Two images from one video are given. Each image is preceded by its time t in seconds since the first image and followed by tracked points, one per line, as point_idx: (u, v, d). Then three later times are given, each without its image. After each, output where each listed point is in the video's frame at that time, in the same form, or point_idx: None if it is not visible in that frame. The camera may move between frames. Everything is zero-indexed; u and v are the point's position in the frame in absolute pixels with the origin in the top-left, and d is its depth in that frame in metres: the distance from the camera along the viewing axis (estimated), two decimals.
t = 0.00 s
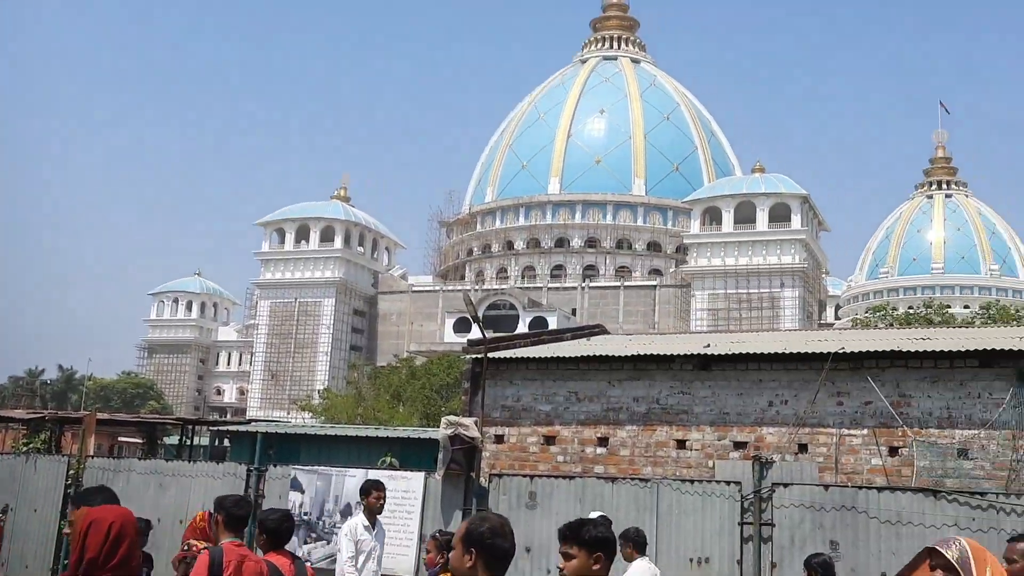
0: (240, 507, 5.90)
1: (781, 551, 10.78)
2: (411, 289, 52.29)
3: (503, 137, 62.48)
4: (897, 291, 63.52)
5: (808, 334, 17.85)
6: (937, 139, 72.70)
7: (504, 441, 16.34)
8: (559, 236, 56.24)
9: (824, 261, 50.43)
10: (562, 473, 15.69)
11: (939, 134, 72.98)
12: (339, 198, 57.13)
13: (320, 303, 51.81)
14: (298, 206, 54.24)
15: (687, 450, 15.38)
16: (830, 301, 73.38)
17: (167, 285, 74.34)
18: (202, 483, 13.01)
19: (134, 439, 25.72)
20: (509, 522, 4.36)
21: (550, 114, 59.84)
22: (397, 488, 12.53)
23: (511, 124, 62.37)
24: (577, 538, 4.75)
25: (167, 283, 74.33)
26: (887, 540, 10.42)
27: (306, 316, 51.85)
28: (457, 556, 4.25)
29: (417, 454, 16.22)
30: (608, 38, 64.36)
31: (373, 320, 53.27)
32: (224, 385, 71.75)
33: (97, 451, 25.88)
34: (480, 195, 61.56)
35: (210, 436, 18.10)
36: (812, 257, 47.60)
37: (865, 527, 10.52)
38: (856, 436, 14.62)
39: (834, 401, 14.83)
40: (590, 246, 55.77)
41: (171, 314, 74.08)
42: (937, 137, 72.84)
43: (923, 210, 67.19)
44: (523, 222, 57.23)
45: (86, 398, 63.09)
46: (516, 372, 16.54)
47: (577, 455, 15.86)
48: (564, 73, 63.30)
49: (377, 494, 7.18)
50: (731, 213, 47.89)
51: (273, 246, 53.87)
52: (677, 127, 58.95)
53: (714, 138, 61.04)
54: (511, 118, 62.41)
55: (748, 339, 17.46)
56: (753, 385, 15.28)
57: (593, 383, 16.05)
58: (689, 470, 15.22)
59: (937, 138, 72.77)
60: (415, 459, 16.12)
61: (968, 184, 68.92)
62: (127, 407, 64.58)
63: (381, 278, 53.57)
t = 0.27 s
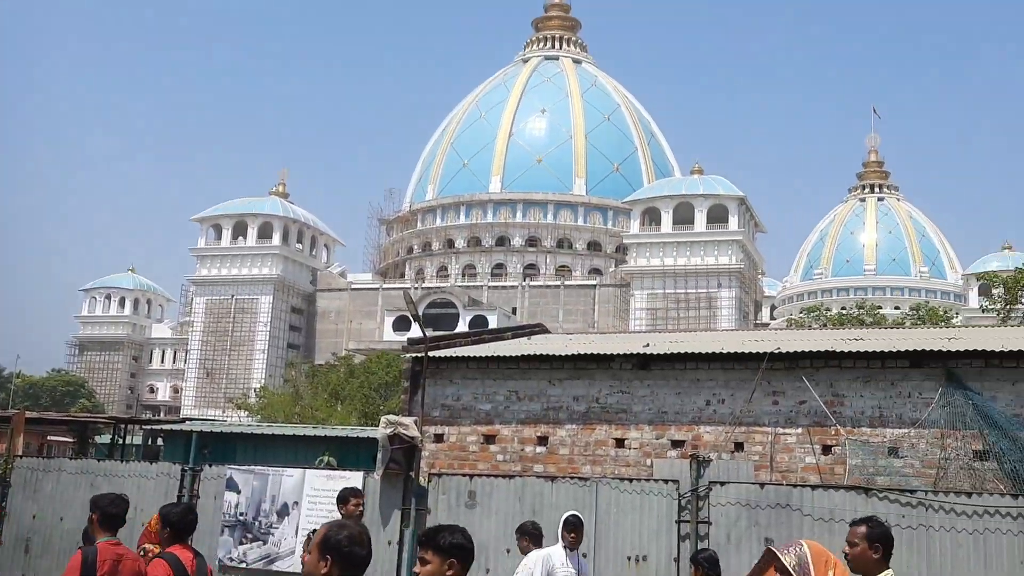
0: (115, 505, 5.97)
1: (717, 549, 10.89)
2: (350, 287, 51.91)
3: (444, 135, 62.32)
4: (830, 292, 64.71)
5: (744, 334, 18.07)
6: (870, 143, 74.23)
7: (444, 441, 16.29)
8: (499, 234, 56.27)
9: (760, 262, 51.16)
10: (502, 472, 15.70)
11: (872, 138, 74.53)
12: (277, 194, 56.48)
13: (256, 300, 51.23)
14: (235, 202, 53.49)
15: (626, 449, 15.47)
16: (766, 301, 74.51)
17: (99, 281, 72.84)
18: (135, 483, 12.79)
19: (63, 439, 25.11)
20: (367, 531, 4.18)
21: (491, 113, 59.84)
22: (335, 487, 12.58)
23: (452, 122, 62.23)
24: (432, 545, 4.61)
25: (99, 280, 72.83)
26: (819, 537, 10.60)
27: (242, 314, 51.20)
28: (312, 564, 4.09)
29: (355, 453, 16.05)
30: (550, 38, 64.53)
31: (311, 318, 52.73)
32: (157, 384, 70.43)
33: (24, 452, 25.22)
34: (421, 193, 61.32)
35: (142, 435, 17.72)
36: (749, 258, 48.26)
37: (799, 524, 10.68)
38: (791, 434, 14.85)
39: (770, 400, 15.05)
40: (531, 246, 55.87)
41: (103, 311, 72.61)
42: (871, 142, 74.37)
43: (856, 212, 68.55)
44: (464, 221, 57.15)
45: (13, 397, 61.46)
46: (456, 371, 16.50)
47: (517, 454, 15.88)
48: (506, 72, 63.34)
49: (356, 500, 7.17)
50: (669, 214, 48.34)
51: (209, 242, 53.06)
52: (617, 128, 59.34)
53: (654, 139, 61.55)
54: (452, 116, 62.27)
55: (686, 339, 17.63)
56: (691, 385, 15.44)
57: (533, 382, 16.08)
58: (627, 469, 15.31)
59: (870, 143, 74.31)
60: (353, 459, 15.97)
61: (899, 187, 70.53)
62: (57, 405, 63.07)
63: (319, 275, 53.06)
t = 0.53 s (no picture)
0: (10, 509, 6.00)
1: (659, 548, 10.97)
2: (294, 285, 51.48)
3: (391, 133, 61.99)
4: (772, 293, 65.60)
5: (688, 334, 18.23)
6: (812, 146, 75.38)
7: (388, 441, 16.20)
8: (446, 233, 56.15)
9: (704, 263, 51.67)
10: (446, 472, 15.65)
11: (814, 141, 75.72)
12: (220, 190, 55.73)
13: (198, 298, 50.54)
14: (176, 198, 52.67)
15: (570, 448, 15.52)
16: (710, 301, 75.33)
17: (35, 278, 71.40)
18: (71, 485, 12.55)
19: None
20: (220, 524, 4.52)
21: (438, 112, 59.67)
22: (278, 488, 12.31)
23: (399, 120, 61.93)
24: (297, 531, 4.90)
25: (36, 276, 71.39)
26: (760, 535, 10.72)
27: (183, 311, 50.47)
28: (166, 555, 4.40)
29: (299, 454, 15.96)
30: (497, 37, 64.51)
31: (254, 316, 52.10)
32: (95, 382, 69.04)
33: None
34: (367, 191, 60.95)
35: (79, 435, 17.30)
36: (693, 259, 48.71)
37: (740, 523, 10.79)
38: (733, 434, 15.02)
39: (712, 400, 15.20)
40: (478, 244, 55.82)
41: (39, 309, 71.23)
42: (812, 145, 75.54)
43: (798, 214, 69.59)
44: (410, 219, 56.93)
45: None
46: (400, 370, 16.42)
47: (461, 454, 15.84)
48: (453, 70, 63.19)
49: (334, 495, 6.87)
50: (615, 214, 48.63)
51: (150, 239, 52.18)
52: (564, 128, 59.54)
53: (600, 139, 61.84)
54: (399, 114, 61.97)
55: (631, 339, 17.73)
56: (635, 384, 15.53)
57: (478, 382, 16.05)
58: (572, 468, 15.35)
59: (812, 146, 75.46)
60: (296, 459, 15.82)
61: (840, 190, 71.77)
62: None
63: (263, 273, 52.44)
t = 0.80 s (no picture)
0: None
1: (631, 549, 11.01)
2: (268, 284, 51.21)
3: (366, 133, 61.81)
4: (745, 294, 65.98)
5: (662, 335, 18.28)
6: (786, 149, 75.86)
7: (361, 441, 16.15)
8: (421, 233, 56.04)
9: (678, 265, 51.89)
10: (419, 473, 15.62)
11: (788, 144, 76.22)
12: (193, 189, 55.34)
13: (170, 297, 50.20)
14: (148, 196, 52.27)
15: (544, 450, 15.53)
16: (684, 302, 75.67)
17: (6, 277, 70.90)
18: (39, 485, 12.46)
19: None
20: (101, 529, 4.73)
21: (413, 112, 59.56)
22: (249, 489, 12.31)
23: (374, 119, 61.77)
24: (204, 538, 4.94)
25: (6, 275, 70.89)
26: (731, 537, 10.78)
27: (155, 311, 50.10)
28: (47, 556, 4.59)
29: (271, 456, 15.93)
30: (474, 38, 64.46)
31: (227, 316, 51.77)
32: (65, 382, 68.35)
33: None
34: (342, 190, 60.74)
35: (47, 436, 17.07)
36: (667, 260, 48.88)
37: (711, 525, 10.84)
38: (706, 435, 15.07)
39: (685, 402, 15.26)
40: (453, 245, 55.74)
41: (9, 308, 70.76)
42: (786, 148, 76.03)
43: (771, 217, 70.03)
44: (385, 219, 56.79)
45: None
46: (374, 371, 16.38)
47: (434, 455, 15.81)
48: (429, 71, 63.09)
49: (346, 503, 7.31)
50: (591, 215, 48.71)
51: (121, 237, 51.75)
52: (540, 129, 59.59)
53: (576, 141, 61.94)
54: (374, 114, 61.82)
55: (604, 340, 17.76)
56: (608, 386, 15.57)
57: (452, 383, 16.04)
58: (545, 470, 15.37)
59: (786, 149, 75.94)
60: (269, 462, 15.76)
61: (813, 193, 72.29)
62: None
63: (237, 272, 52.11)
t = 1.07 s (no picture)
0: None
1: (613, 551, 11.03)
2: (251, 285, 51.02)
3: (350, 133, 61.70)
4: (728, 296, 66.22)
5: (644, 337, 18.33)
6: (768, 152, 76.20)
7: (343, 443, 16.14)
8: (404, 234, 55.98)
9: (662, 266, 52.04)
10: (402, 474, 15.61)
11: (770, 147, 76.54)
12: (176, 189, 55.10)
13: (152, 298, 49.97)
14: (130, 197, 52.00)
15: (526, 451, 15.56)
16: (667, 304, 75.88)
17: None
18: (20, 487, 12.57)
19: None
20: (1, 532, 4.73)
21: (397, 113, 59.49)
22: (230, 492, 12.23)
23: (358, 120, 61.68)
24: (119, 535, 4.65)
25: None
26: (713, 539, 10.83)
27: (137, 312, 49.84)
28: None
29: (253, 459, 15.78)
30: (458, 39, 64.44)
31: (209, 317, 51.54)
32: (45, 383, 67.76)
33: None
34: (325, 191, 60.61)
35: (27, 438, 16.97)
36: (650, 262, 49.00)
37: (693, 526, 10.88)
38: (687, 437, 15.13)
39: (667, 404, 15.31)
40: (436, 246, 55.70)
41: None
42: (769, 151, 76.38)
43: (754, 219, 70.30)
44: (368, 219, 56.71)
45: None
46: (357, 373, 16.35)
47: (417, 457, 15.81)
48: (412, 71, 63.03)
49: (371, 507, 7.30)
50: (574, 217, 48.78)
51: (103, 238, 51.48)
52: (524, 130, 59.62)
53: (560, 142, 61.99)
54: (357, 114, 61.72)
55: (587, 341, 17.79)
56: (591, 388, 15.59)
57: (435, 385, 16.03)
58: (527, 472, 15.40)
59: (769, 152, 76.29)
60: (250, 465, 15.68)
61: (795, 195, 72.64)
62: None
63: (219, 273, 51.87)
